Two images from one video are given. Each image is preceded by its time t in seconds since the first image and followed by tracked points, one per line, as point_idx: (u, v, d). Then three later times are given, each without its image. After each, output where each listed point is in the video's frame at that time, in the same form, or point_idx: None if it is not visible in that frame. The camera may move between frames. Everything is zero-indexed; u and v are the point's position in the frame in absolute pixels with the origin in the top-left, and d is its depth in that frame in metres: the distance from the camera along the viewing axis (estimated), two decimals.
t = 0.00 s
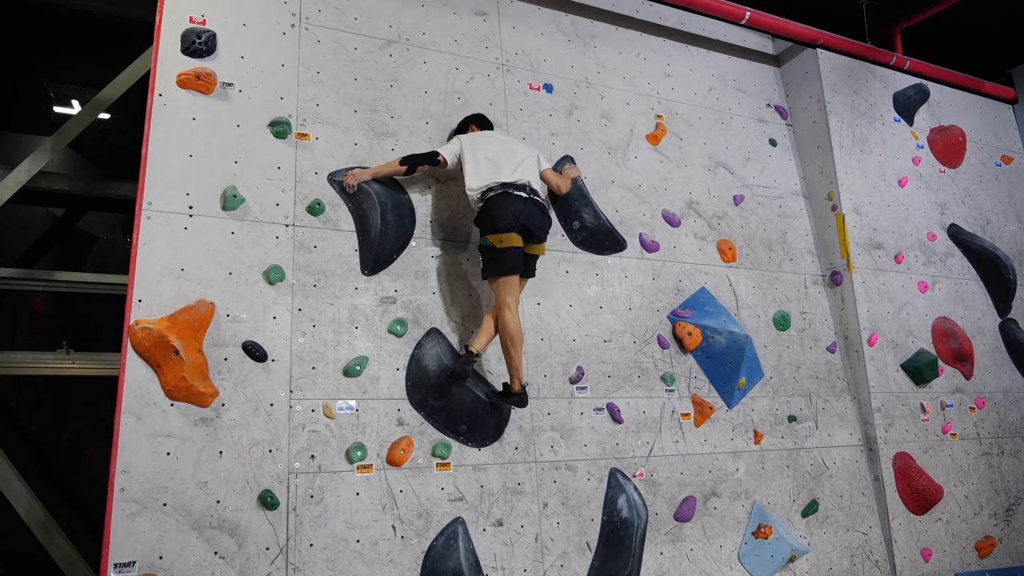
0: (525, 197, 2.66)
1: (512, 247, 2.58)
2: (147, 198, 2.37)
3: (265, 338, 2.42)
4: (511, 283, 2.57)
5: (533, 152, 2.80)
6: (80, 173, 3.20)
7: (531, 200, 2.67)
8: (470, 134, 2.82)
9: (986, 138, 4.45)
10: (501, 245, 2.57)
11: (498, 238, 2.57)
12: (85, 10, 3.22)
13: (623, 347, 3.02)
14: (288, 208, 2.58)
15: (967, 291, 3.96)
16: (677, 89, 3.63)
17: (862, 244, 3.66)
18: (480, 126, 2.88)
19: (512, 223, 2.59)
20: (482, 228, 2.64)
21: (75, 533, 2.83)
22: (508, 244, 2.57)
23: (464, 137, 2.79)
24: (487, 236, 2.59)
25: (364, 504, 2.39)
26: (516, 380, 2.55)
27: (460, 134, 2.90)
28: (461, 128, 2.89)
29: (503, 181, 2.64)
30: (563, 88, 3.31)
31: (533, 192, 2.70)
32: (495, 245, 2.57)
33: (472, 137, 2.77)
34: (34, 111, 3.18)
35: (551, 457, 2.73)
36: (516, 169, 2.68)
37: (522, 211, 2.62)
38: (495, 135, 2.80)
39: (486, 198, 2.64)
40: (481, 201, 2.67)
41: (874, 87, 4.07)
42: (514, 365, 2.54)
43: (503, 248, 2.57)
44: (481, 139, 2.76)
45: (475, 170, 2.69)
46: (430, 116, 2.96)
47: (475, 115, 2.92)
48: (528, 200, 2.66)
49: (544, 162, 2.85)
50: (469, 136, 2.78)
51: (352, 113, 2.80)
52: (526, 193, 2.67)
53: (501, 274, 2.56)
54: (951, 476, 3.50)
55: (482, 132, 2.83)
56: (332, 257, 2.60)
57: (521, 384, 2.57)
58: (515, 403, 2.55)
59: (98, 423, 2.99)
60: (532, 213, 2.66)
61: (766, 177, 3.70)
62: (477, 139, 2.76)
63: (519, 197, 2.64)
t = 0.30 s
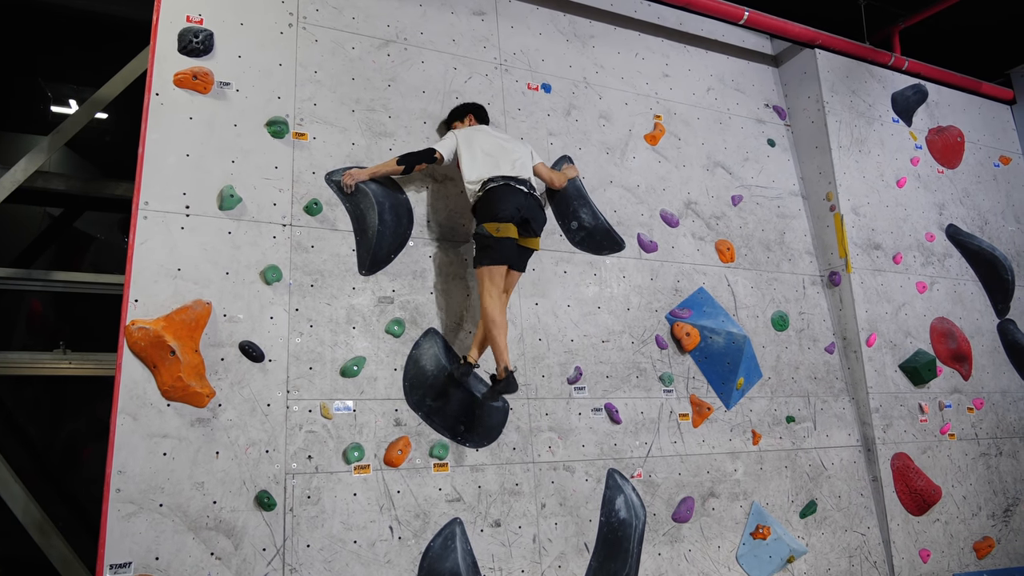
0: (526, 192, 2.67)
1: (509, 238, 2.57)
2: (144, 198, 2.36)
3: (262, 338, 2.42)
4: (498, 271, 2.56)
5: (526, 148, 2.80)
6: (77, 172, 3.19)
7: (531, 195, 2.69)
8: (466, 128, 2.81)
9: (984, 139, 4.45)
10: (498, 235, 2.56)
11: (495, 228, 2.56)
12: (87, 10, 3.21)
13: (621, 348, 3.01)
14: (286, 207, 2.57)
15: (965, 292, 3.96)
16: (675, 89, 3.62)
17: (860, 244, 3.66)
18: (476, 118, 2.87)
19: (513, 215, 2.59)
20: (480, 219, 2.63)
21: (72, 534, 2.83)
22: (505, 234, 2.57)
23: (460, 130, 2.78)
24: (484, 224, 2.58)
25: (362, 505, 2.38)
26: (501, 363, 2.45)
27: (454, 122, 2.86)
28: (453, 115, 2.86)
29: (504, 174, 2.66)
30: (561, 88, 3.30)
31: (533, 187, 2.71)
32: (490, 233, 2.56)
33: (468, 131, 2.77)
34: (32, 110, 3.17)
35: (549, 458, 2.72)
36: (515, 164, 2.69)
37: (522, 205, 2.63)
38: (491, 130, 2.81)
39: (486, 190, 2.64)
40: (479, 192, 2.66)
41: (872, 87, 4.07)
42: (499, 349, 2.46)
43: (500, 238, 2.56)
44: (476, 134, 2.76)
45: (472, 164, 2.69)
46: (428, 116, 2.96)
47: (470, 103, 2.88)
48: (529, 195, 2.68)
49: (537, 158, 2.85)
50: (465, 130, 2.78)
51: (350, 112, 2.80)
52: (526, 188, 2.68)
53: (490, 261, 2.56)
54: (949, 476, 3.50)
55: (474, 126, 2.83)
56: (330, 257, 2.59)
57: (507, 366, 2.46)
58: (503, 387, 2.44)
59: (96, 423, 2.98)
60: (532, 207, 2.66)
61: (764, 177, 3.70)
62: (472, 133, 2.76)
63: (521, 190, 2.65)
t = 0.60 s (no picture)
0: (515, 187, 2.68)
1: (483, 230, 2.56)
2: (141, 197, 2.36)
3: (260, 339, 2.41)
4: (452, 253, 2.51)
5: (516, 135, 2.86)
6: (73, 172, 3.18)
7: (520, 192, 2.69)
8: (461, 116, 2.80)
9: (982, 140, 4.46)
10: (476, 224, 2.55)
11: (476, 216, 2.55)
12: (88, 10, 3.21)
13: (619, 348, 3.01)
14: (284, 207, 2.57)
15: (963, 292, 3.97)
16: (673, 90, 3.62)
17: (858, 245, 3.66)
18: (472, 105, 2.87)
19: (497, 210, 2.59)
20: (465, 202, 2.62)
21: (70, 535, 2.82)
22: (482, 226, 2.56)
23: (456, 119, 2.79)
24: (465, 208, 2.56)
25: (360, 505, 2.38)
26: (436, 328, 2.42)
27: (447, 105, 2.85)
28: (449, 93, 2.85)
29: (496, 167, 2.66)
30: (560, 88, 3.30)
31: (522, 183, 2.73)
32: (471, 220, 2.54)
33: (463, 121, 2.77)
34: (28, 109, 3.17)
35: (547, 458, 2.72)
36: (507, 158, 2.71)
37: (510, 200, 2.64)
38: (485, 122, 2.82)
39: (477, 180, 2.64)
40: (470, 182, 2.66)
41: (870, 88, 4.07)
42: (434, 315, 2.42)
43: (475, 227, 2.55)
44: (471, 125, 2.76)
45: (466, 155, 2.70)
46: (426, 116, 2.96)
47: (467, 87, 2.87)
48: (518, 191, 2.69)
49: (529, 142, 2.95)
50: (460, 119, 2.78)
51: (348, 112, 2.79)
52: (515, 183, 2.68)
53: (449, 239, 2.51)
54: (946, 477, 3.51)
55: (468, 114, 2.83)
56: (328, 257, 2.59)
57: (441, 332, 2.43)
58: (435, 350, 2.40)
59: (93, 423, 2.98)
60: (519, 204, 2.67)
61: (763, 178, 3.70)
62: (467, 124, 2.76)
63: (510, 186, 2.66)
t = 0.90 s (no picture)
0: (488, 179, 2.65)
1: (447, 216, 2.56)
2: (140, 196, 2.35)
3: (259, 338, 2.40)
4: (409, 232, 2.52)
5: (505, 125, 2.86)
6: (71, 170, 3.17)
7: (494, 184, 2.67)
8: (448, 102, 2.77)
9: (981, 139, 4.46)
10: (441, 208, 2.55)
11: (442, 201, 2.55)
12: (87, 9, 3.19)
13: (619, 347, 3.01)
14: (283, 206, 2.56)
15: (962, 291, 3.97)
16: (673, 89, 3.62)
17: (858, 244, 3.66)
18: (462, 91, 2.82)
19: (466, 199, 2.58)
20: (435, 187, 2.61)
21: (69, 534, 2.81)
22: (446, 211, 2.56)
23: (445, 104, 2.77)
24: (434, 192, 2.56)
25: (359, 505, 2.37)
26: (342, 297, 2.38)
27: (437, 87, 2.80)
28: (439, 77, 2.79)
29: (470, 156, 2.63)
30: (559, 87, 3.30)
31: (497, 175, 2.70)
32: (437, 203, 2.54)
33: (452, 107, 2.74)
34: (26, 108, 3.17)
35: (547, 457, 2.71)
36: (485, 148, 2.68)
37: (480, 191, 2.61)
38: (475, 109, 2.79)
39: (450, 168, 2.62)
40: (445, 169, 2.64)
41: (869, 87, 4.07)
42: (350, 284, 2.40)
43: (439, 211, 2.54)
44: (458, 111, 2.73)
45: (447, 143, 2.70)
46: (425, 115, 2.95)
47: (457, 71, 2.80)
48: (491, 183, 2.66)
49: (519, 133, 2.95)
50: (449, 104, 2.75)
51: (347, 111, 2.79)
52: (489, 174, 2.66)
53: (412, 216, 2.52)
54: (946, 476, 3.51)
55: (457, 99, 2.79)
56: (327, 257, 2.59)
57: (343, 305, 2.38)
58: (326, 318, 2.34)
59: (92, 423, 2.97)
60: (491, 195, 2.64)
61: (762, 177, 3.70)
62: (454, 111, 2.73)
63: (483, 177, 2.63)
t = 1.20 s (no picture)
0: (459, 178, 2.65)
1: (411, 208, 2.57)
2: (136, 197, 2.35)
3: (255, 339, 2.40)
4: (373, 221, 2.52)
5: (489, 122, 2.90)
6: (67, 171, 3.17)
7: (464, 184, 2.66)
8: (433, 93, 2.77)
9: (977, 139, 4.47)
10: (406, 201, 2.56)
11: (409, 194, 2.56)
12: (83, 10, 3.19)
13: (616, 347, 3.01)
14: (279, 207, 2.56)
15: (959, 292, 3.97)
16: (670, 89, 3.62)
17: (855, 244, 3.66)
18: (448, 83, 2.82)
19: (433, 195, 2.58)
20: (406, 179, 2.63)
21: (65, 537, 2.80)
22: (411, 204, 2.57)
23: (430, 95, 2.77)
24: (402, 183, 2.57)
25: (356, 506, 2.37)
26: (299, 282, 2.41)
27: (422, 79, 2.80)
28: (425, 70, 2.79)
29: (444, 152, 2.64)
30: (556, 87, 3.30)
31: (468, 175, 2.70)
32: (404, 195, 2.55)
33: (435, 99, 2.73)
34: (22, 108, 3.18)
35: (544, 458, 2.71)
36: (461, 145, 2.69)
37: (448, 189, 2.61)
38: (461, 104, 2.80)
39: (422, 162, 2.64)
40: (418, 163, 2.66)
41: (866, 87, 4.08)
42: (308, 271, 2.42)
43: (404, 203, 2.55)
44: (441, 105, 2.74)
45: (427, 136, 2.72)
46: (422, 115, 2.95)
47: (443, 65, 2.81)
48: (461, 182, 2.66)
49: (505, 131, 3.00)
50: (435, 96, 2.75)
51: (344, 111, 2.78)
52: (459, 173, 2.66)
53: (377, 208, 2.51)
54: (943, 476, 3.51)
55: (442, 93, 2.79)
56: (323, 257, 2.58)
57: (299, 290, 2.42)
58: (283, 302, 2.38)
59: (88, 425, 2.98)
60: (459, 195, 2.64)
61: (759, 177, 3.70)
62: (438, 103, 2.73)
63: (454, 176, 2.64)
